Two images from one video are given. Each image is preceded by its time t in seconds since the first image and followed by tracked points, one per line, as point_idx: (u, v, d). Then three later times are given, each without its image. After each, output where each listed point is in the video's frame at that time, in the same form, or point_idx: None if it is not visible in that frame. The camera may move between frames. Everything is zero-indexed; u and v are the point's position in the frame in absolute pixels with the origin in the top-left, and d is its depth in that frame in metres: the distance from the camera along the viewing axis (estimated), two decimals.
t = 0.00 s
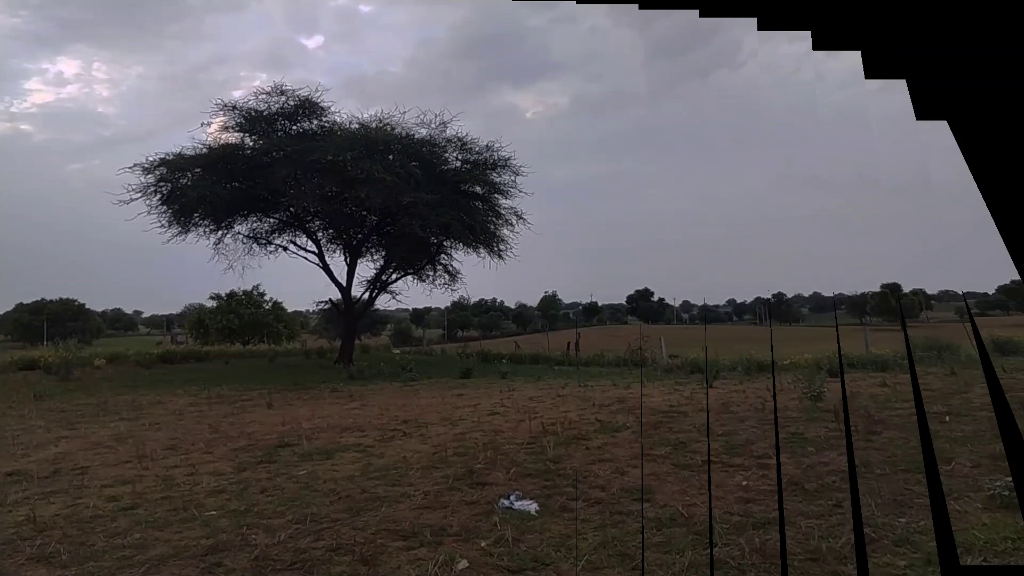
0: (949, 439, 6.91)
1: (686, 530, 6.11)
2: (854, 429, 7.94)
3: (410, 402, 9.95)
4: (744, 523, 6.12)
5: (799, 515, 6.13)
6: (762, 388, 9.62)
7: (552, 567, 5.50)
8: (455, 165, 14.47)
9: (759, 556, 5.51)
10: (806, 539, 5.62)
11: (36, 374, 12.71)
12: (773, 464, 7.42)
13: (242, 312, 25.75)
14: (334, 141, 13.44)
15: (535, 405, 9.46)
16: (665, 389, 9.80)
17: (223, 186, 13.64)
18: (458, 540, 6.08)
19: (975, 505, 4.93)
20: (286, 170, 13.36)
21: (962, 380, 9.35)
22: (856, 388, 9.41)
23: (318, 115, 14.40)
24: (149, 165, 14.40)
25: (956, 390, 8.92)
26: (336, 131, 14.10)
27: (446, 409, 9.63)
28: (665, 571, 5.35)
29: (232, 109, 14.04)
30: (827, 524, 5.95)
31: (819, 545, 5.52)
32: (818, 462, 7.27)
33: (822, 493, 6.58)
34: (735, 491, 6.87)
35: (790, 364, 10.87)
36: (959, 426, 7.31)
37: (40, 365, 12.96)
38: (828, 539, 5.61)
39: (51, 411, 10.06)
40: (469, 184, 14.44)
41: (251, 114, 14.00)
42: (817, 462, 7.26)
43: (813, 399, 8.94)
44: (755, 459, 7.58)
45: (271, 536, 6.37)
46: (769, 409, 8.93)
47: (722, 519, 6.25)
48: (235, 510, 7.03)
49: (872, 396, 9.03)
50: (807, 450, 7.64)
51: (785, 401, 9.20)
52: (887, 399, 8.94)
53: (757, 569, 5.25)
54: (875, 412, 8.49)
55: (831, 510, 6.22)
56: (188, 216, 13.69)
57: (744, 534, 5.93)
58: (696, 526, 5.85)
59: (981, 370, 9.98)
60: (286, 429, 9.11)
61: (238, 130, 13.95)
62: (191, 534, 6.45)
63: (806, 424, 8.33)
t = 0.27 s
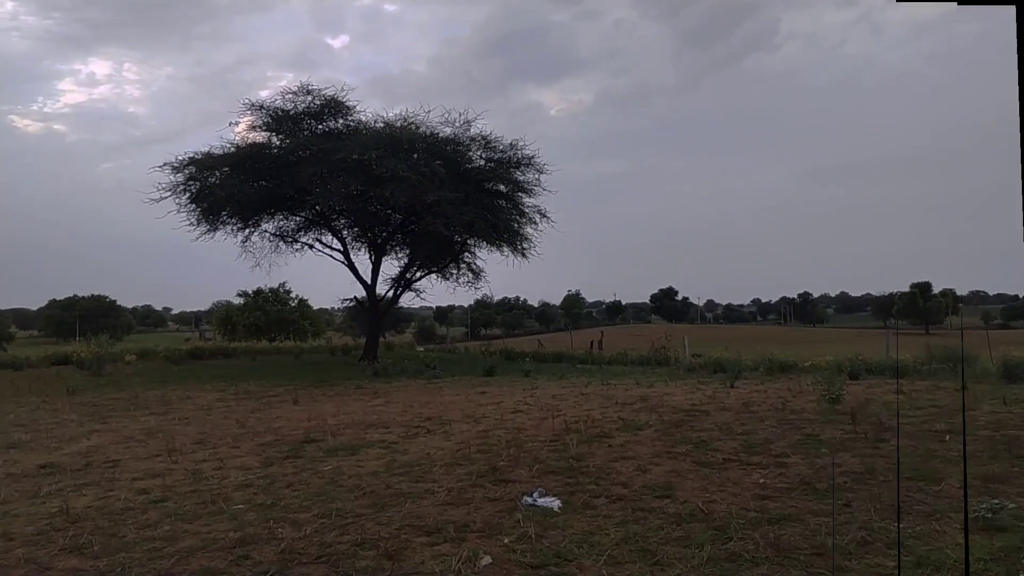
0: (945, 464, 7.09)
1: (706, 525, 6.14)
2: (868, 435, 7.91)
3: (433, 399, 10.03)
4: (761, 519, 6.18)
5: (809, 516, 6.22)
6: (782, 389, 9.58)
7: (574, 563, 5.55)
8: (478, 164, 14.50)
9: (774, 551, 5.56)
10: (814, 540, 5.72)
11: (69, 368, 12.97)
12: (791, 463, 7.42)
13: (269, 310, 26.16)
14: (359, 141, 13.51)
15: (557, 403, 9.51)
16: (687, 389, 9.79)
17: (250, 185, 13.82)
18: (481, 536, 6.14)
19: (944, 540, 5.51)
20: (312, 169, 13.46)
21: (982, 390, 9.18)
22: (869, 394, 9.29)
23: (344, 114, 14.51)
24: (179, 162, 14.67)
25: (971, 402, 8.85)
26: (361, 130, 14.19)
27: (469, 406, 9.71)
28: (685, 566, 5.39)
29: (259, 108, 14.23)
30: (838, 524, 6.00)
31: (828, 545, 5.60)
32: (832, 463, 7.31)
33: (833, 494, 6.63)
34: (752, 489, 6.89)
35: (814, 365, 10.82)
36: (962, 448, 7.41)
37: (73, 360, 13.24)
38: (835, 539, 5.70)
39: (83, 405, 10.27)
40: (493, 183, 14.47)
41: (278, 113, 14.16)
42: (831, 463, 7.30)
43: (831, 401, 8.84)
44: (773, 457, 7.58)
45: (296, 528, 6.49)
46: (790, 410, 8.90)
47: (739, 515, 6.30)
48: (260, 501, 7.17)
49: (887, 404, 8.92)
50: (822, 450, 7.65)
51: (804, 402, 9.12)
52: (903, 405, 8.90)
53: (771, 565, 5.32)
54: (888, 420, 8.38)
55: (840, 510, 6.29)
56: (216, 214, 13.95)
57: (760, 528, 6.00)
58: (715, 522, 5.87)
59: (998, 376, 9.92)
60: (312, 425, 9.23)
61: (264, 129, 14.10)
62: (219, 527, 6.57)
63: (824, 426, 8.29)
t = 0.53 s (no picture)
0: (962, 462, 7.01)
1: (719, 523, 6.14)
2: (882, 433, 7.88)
3: (447, 396, 10.08)
4: (775, 517, 6.17)
5: (823, 514, 6.21)
6: (797, 386, 9.55)
7: (588, 559, 5.57)
8: (493, 161, 14.51)
9: (788, 549, 5.56)
10: (828, 538, 5.70)
11: (88, 364, 13.12)
12: (805, 461, 7.40)
13: (285, 306, 26.35)
14: (374, 139, 13.56)
15: (571, 400, 9.53)
16: (701, 386, 9.78)
17: (267, 182, 13.91)
18: (494, 532, 6.17)
19: (957, 538, 5.53)
20: (327, 166, 13.52)
21: (997, 388, 9.12)
22: (884, 393, 9.24)
23: (359, 112, 14.57)
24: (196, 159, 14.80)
25: (988, 400, 8.77)
26: (376, 128, 14.25)
27: (483, 403, 9.74)
28: (698, 563, 5.39)
29: (275, 106, 14.33)
30: (853, 522, 5.98)
31: (842, 543, 5.58)
32: (847, 461, 7.28)
33: (847, 493, 6.61)
34: (766, 487, 6.88)
35: (828, 363, 10.79)
36: (976, 446, 7.38)
37: (93, 356, 13.39)
38: (850, 537, 5.69)
39: (102, 400, 10.38)
40: (508, 179, 14.48)
41: (294, 111, 14.25)
42: (846, 461, 7.28)
43: (846, 399, 8.81)
44: (787, 455, 7.56)
45: (310, 524, 6.52)
46: (804, 408, 8.87)
47: (753, 513, 6.30)
48: (275, 495, 7.24)
49: (902, 402, 8.88)
50: (837, 448, 7.63)
51: (818, 400, 9.09)
52: (918, 404, 8.83)
53: (785, 563, 5.32)
54: (903, 418, 8.34)
55: (855, 508, 6.26)
56: (233, 210, 14.07)
57: (774, 527, 5.99)
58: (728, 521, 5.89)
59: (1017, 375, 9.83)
60: (327, 421, 9.30)
61: (281, 126, 14.19)
62: (235, 521, 6.63)
63: (838, 424, 8.27)
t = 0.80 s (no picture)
0: (967, 460, 7.01)
1: (725, 520, 6.14)
2: (888, 431, 7.88)
3: (453, 392, 10.08)
4: (781, 515, 6.17)
5: (829, 511, 6.21)
6: (803, 384, 9.55)
7: (593, 556, 5.57)
8: (499, 158, 14.51)
9: (794, 546, 5.56)
10: (834, 536, 5.70)
11: (94, 360, 13.12)
12: (812, 458, 7.39)
13: (291, 303, 26.35)
14: (380, 135, 13.54)
15: (577, 397, 9.53)
16: (707, 384, 9.78)
17: (273, 178, 13.91)
18: (500, 529, 6.18)
19: (963, 535, 5.54)
20: (333, 163, 13.51)
21: (1003, 386, 9.12)
22: (891, 390, 9.24)
23: (365, 108, 14.55)
24: (202, 155, 14.79)
25: (992, 398, 8.77)
26: (382, 124, 14.23)
27: (489, 399, 9.75)
28: (704, 560, 5.39)
29: (281, 102, 14.32)
30: (859, 520, 5.98)
31: (848, 541, 5.58)
32: (853, 459, 7.28)
33: (854, 490, 6.60)
34: (772, 484, 6.88)
35: (835, 361, 10.78)
36: (983, 443, 7.37)
37: (98, 352, 13.40)
38: (856, 535, 5.69)
39: (108, 396, 10.39)
40: (513, 176, 14.47)
41: (300, 107, 14.24)
42: (853, 459, 7.28)
43: (853, 396, 8.81)
44: (794, 453, 7.56)
45: (320, 519, 6.56)
46: (811, 405, 8.87)
47: (758, 511, 6.30)
48: (284, 492, 7.23)
49: (909, 400, 8.88)
50: (843, 445, 7.62)
51: (825, 398, 9.08)
52: (924, 402, 8.84)
53: (791, 560, 5.32)
54: (909, 416, 8.33)
55: (861, 506, 6.26)
56: (239, 207, 14.07)
57: (780, 524, 5.99)
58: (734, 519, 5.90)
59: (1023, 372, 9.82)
60: (333, 417, 9.30)
61: (287, 123, 14.18)
62: (241, 517, 6.63)
63: (844, 422, 8.26)
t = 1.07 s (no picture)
0: (975, 459, 6.97)
1: (731, 518, 6.13)
2: (895, 429, 7.85)
3: (459, 389, 10.09)
4: (787, 513, 6.16)
5: (836, 510, 6.19)
6: (810, 382, 9.52)
7: (599, 553, 5.56)
8: (505, 155, 14.51)
9: (800, 544, 5.54)
10: (841, 534, 5.68)
11: (102, 356, 13.19)
12: (818, 456, 7.37)
13: (298, 300, 26.39)
14: (387, 132, 13.55)
15: (583, 394, 9.53)
16: (713, 381, 9.76)
17: (280, 175, 13.93)
18: (505, 526, 6.19)
19: (971, 534, 5.51)
20: (340, 160, 13.52)
21: (1012, 385, 9.07)
22: (898, 388, 9.20)
23: (372, 105, 14.56)
24: (209, 152, 14.82)
25: (1001, 397, 8.72)
26: (389, 121, 14.24)
27: (494, 396, 9.75)
28: (710, 558, 5.38)
29: (288, 99, 14.34)
30: (866, 518, 5.96)
31: (854, 539, 5.57)
32: (860, 457, 7.26)
33: (861, 489, 6.58)
34: (778, 482, 6.86)
35: (842, 359, 10.75)
36: (991, 442, 7.33)
37: (106, 348, 13.46)
38: (862, 533, 5.67)
39: (115, 392, 10.43)
40: (520, 173, 14.46)
41: (307, 104, 14.26)
42: (860, 457, 7.25)
43: (859, 395, 8.77)
44: (800, 451, 7.54)
45: (326, 515, 6.58)
46: (817, 403, 8.84)
47: (765, 509, 6.28)
48: (290, 488, 7.26)
49: (916, 398, 8.84)
50: (850, 444, 7.60)
51: (831, 396, 9.05)
52: (932, 400, 8.80)
53: (797, 558, 5.31)
54: (917, 414, 8.30)
55: (868, 505, 6.24)
56: (246, 204, 14.10)
57: (786, 522, 5.98)
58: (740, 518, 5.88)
59: None
60: (339, 414, 9.32)
61: (294, 120, 14.21)
62: (247, 513, 6.66)
63: (851, 420, 8.23)
